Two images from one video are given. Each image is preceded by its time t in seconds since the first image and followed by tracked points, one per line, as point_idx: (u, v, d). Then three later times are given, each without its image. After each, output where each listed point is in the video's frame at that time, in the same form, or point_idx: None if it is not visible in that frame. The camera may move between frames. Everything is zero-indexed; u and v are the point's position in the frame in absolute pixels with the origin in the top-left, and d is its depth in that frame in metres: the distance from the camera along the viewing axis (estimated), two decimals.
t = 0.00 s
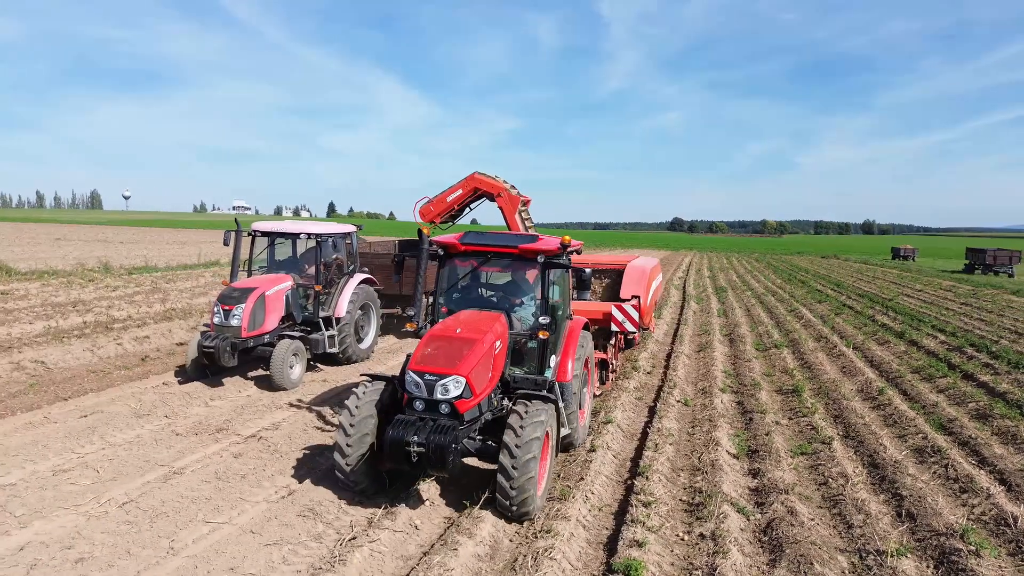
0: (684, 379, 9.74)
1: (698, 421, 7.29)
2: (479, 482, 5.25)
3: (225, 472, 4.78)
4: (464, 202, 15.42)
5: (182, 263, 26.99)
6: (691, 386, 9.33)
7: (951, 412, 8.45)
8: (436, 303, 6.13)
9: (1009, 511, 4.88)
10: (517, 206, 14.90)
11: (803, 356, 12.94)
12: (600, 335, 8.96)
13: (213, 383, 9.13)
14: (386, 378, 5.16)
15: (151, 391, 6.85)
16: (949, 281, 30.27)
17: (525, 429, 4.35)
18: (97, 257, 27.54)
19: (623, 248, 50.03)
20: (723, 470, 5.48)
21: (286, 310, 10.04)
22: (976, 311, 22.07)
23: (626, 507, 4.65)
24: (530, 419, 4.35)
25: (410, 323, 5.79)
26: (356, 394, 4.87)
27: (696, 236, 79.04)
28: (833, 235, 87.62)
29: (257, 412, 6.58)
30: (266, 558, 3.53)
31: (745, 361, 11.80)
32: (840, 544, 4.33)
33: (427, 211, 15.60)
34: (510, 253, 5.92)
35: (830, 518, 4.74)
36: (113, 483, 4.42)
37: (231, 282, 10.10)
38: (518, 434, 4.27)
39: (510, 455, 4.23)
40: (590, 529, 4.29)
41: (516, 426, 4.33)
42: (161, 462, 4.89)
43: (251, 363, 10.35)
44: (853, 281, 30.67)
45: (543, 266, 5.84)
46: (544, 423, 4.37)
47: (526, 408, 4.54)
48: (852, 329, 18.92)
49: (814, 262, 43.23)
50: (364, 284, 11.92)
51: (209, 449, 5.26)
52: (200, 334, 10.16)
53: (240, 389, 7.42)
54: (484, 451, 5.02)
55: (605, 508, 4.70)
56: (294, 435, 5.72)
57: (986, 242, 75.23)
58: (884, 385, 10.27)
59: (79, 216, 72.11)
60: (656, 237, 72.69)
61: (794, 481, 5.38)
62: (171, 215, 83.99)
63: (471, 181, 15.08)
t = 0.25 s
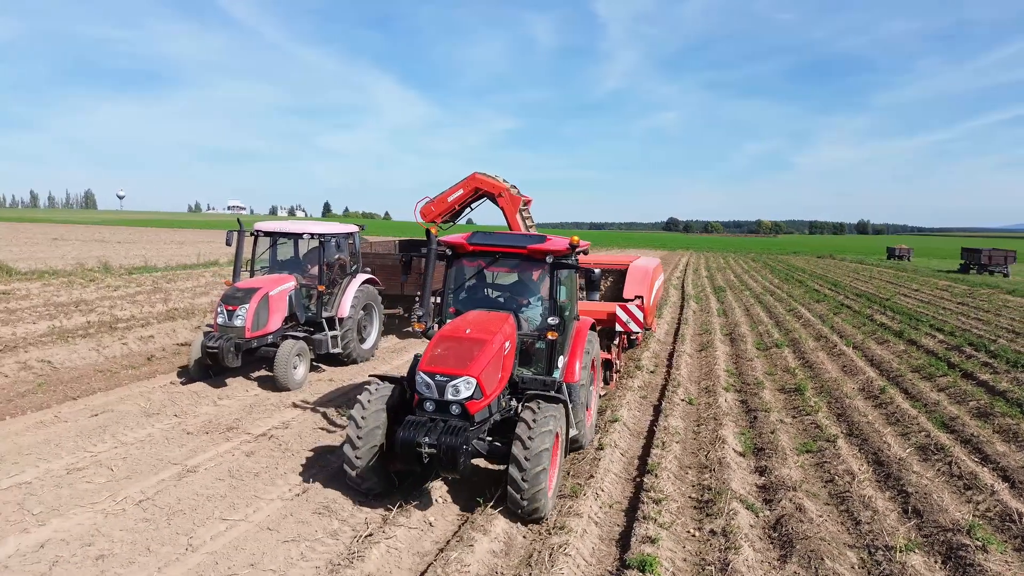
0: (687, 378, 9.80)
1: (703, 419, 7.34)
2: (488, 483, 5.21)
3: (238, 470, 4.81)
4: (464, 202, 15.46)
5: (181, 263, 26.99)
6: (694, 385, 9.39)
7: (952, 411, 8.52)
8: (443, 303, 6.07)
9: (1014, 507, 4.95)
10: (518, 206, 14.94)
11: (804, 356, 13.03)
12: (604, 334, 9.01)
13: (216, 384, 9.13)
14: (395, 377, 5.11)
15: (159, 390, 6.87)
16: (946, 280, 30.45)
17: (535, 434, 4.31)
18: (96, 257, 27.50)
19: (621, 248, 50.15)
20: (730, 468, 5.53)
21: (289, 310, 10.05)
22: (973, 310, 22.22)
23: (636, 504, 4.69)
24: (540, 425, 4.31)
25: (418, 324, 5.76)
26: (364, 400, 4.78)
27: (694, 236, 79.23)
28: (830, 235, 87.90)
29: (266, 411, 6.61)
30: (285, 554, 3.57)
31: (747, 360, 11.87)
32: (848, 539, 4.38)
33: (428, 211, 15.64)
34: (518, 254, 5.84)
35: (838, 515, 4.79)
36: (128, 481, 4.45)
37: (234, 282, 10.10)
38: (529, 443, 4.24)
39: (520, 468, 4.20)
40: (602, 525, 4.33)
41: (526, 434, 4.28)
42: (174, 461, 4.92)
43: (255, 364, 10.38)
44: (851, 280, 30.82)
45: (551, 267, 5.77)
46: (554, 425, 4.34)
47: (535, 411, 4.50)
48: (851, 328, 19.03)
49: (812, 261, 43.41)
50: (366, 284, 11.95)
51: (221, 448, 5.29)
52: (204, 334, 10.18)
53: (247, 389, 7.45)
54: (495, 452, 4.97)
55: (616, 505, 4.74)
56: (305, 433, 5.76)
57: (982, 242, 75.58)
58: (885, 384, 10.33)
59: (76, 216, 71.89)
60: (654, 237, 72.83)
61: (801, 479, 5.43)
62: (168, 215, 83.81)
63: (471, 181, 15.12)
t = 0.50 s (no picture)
0: (690, 377, 9.86)
1: (708, 418, 7.40)
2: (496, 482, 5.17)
3: (251, 468, 4.85)
4: (465, 202, 15.50)
5: (180, 263, 26.98)
6: (697, 384, 9.45)
7: (953, 409, 8.60)
8: (450, 304, 6.00)
9: (1017, 503, 5.02)
10: (519, 206, 14.98)
11: (804, 355, 13.11)
12: (607, 334, 9.06)
13: (219, 385, 9.13)
14: (404, 378, 5.09)
15: (167, 390, 6.90)
16: (942, 280, 30.63)
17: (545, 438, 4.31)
18: (95, 257, 27.47)
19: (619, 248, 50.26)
20: (737, 466, 5.58)
21: (293, 311, 10.06)
22: (970, 309, 22.39)
23: (646, 501, 4.74)
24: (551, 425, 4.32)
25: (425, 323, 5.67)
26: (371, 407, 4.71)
27: (691, 236, 79.43)
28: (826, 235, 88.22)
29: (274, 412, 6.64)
30: (303, 550, 3.61)
31: (748, 360, 11.95)
32: (856, 535, 4.44)
33: (428, 211, 15.68)
34: (526, 254, 5.75)
35: (845, 511, 4.85)
36: (142, 480, 4.48)
37: (237, 282, 10.12)
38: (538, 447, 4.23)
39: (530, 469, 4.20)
40: (613, 522, 4.38)
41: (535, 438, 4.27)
42: (186, 460, 4.96)
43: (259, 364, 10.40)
44: (848, 280, 30.98)
45: (559, 267, 5.68)
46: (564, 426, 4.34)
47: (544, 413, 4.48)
48: (850, 327, 19.13)
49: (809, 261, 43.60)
50: (368, 285, 11.97)
51: (232, 447, 5.32)
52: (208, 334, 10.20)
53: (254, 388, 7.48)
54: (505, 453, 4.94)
55: (626, 502, 4.79)
56: (314, 432, 5.80)
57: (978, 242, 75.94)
58: (886, 383, 10.41)
59: (74, 215, 71.84)
60: (651, 237, 72.99)
61: (807, 476, 5.49)
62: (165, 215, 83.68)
63: (472, 181, 15.15)
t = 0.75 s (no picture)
0: (691, 376, 9.92)
1: (711, 416, 7.46)
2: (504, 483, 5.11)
3: (263, 467, 4.88)
4: (465, 202, 15.53)
5: (179, 263, 26.97)
6: (699, 383, 9.51)
7: (952, 407, 8.69)
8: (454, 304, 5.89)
9: (1019, 500, 5.09)
10: (519, 206, 15.01)
11: (804, 354, 13.20)
12: (610, 333, 9.11)
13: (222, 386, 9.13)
14: (411, 378, 5.03)
15: (174, 389, 6.92)
16: (938, 280, 30.84)
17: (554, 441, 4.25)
18: (93, 257, 27.41)
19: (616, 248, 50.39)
20: (743, 463, 5.64)
21: (295, 311, 10.07)
22: (965, 309, 22.58)
23: (655, 498, 4.79)
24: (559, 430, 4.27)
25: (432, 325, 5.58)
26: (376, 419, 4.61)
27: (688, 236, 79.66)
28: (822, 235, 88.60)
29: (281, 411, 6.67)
30: (319, 547, 3.64)
31: (748, 359, 12.03)
32: (862, 531, 4.50)
33: (428, 211, 15.71)
34: (532, 254, 5.62)
35: (850, 508, 4.90)
36: (155, 478, 4.51)
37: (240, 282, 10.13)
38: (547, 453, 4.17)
39: (539, 475, 4.15)
40: (623, 519, 4.42)
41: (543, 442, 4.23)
42: (197, 458, 4.99)
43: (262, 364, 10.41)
44: (845, 280, 31.15)
45: (565, 268, 5.55)
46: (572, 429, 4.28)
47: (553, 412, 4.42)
48: (848, 327, 19.25)
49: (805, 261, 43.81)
50: (370, 285, 11.98)
51: (242, 446, 5.34)
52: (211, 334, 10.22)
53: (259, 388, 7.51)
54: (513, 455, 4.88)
55: (634, 499, 4.84)
56: (323, 431, 5.83)
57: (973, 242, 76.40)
58: (885, 382, 10.50)
59: (69, 215, 71.52)
60: (648, 237, 73.17)
61: (812, 473, 5.56)
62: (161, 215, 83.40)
63: (472, 181, 15.17)
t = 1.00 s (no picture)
0: (693, 375, 9.98)
1: (715, 415, 7.51)
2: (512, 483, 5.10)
3: (274, 465, 4.91)
4: (465, 202, 15.56)
5: (177, 263, 26.94)
6: (701, 382, 9.56)
7: (953, 406, 8.77)
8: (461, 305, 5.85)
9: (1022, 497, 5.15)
10: (520, 206, 15.03)
11: (803, 353, 13.28)
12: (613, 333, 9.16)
13: (225, 387, 9.13)
14: (420, 380, 5.01)
15: (180, 389, 6.93)
16: (934, 280, 31.01)
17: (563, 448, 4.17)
18: (91, 257, 27.36)
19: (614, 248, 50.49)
20: (748, 461, 5.70)
21: (297, 312, 10.08)
22: (961, 309, 22.74)
23: (663, 495, 4.84)
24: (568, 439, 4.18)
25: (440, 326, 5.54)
26: (382, 432, 4.53)
27: (684, 236, 79.85)
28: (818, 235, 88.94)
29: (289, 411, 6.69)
30: (335, 544, 3.68)
31: (749, 358, 12.10)
32: (869, 528, 4.55)
33: (428, 212, 15.74)
34: (540, 256, 5.59)
35: (856, 505, 4.96)
36: (168, 477, 4.54)
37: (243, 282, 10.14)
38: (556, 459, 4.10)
39: (549, 486, 4.10)
40: (633, 516, 4.47)
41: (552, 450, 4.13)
42: (209, 457, 5.02)
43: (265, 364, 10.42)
44: (842, 280, 31.30)
45: (573, 269, 5.51)
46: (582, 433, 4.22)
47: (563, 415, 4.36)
48: (846, 326, 19.35)
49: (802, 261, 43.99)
50: (371, 286, 11.99)
51: (252, 445, 5.37)
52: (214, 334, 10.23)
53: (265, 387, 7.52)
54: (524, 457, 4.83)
55: (643, 497, 4.89)
56: (331, 430, 5.86)
57: (967, 242, 76.83)
58: (886, 381, 10.57)
59: (65, 215, 71.25)
60: (645, 237, 73.32)
61: (817, 471, 5.62)
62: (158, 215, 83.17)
63: (473, 181, 15.20)
